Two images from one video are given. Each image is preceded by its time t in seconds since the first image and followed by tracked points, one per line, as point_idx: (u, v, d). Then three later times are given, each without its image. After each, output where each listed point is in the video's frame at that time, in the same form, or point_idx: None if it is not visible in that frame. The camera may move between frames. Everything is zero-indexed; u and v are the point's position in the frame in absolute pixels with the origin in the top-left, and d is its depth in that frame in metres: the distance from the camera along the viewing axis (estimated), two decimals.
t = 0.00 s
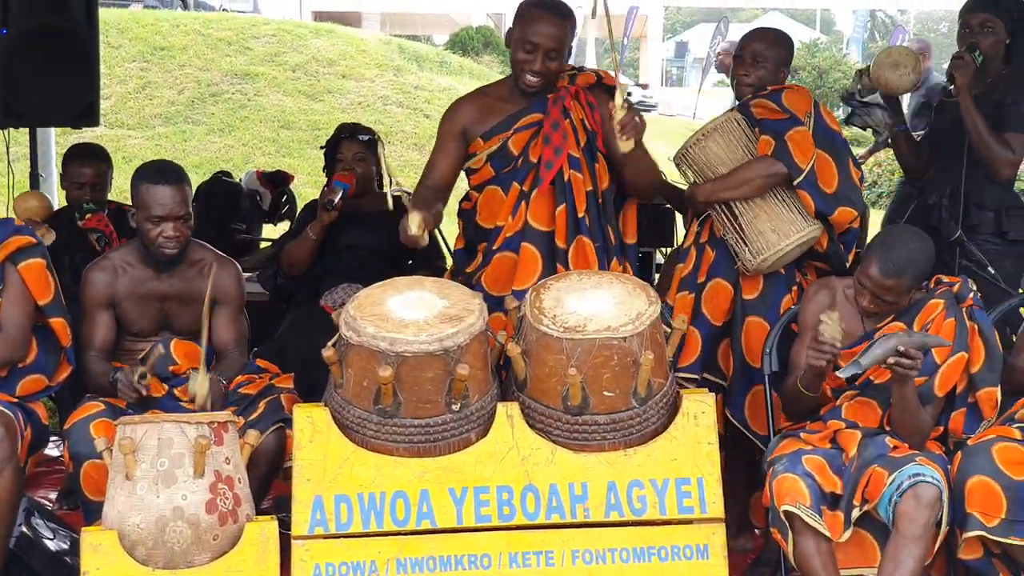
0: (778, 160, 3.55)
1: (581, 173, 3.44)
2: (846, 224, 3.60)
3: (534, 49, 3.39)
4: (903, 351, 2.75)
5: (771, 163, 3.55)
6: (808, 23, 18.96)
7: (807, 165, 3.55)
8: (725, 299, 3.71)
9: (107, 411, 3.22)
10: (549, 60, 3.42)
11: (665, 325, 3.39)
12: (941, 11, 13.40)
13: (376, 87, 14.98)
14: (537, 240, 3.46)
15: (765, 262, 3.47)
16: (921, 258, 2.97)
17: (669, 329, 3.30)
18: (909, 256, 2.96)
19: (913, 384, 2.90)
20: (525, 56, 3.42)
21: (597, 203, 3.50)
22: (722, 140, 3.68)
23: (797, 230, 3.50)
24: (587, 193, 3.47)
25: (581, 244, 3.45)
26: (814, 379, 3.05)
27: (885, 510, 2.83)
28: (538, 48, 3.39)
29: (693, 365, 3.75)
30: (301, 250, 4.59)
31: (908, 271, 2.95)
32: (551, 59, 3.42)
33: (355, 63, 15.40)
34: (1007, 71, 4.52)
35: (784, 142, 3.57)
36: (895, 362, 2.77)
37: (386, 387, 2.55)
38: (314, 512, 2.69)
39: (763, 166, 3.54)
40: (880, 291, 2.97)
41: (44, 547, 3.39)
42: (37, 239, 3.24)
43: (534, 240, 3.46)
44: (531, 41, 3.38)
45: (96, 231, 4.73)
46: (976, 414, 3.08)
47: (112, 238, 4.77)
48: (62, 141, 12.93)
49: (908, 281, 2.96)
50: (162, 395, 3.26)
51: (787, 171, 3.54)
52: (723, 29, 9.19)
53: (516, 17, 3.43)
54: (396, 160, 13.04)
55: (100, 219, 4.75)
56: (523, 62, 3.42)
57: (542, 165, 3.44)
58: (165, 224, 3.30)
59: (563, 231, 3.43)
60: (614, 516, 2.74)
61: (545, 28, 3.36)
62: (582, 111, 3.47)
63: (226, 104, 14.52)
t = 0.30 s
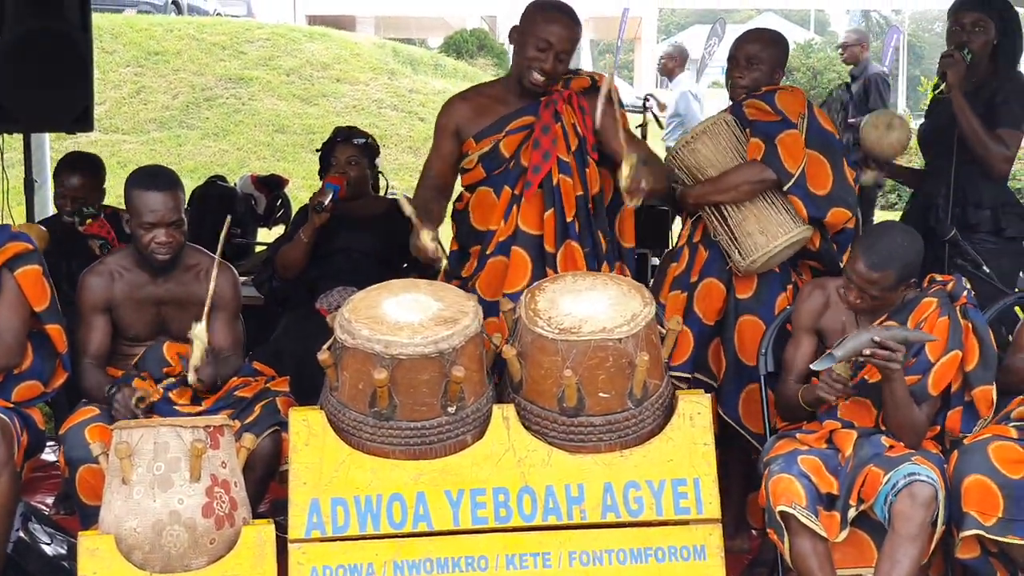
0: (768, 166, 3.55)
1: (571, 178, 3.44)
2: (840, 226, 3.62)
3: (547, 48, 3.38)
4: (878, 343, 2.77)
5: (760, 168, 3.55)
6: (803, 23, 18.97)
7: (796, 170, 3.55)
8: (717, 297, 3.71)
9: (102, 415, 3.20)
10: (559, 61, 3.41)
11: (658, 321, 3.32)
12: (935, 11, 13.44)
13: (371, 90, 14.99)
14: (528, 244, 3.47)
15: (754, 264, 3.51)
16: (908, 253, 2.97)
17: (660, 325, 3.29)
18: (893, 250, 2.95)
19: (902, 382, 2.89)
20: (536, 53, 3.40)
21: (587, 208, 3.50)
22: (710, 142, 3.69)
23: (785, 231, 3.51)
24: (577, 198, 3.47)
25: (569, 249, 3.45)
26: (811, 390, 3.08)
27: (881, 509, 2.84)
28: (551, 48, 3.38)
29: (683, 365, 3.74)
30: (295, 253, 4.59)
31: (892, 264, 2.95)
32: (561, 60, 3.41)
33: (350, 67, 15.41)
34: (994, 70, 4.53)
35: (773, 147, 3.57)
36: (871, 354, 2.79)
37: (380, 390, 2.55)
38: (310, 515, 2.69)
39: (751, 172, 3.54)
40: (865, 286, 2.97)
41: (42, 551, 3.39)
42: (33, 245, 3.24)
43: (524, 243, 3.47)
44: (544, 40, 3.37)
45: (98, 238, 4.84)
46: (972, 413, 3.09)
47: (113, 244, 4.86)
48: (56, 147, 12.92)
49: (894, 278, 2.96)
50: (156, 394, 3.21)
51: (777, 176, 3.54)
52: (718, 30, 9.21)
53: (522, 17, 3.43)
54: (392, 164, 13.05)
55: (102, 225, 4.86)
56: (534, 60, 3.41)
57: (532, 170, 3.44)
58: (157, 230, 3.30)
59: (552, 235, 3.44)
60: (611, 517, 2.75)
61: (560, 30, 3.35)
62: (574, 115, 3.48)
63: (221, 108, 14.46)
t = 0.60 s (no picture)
0: (776, 156, 3.56)
1: (585, 175, 3.44)
2: (845, 221, 3.61)
3: (560, 53, 3.35)
4: (891, 355, 2.74)
5: (768, 159, 3.56)
6: (810, 26, 18.92)
7: (805, 161, 3.56)
8: (725, 300, 3.71)
9: (108, 412, 3.22)
10: (573, 63, 3.38)
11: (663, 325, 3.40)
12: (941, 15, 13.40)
13: (376, 90, 14.99)
14: (541, 242, 3.46)
15: (764, 260, 3.48)
16: (912, 244, 2.99)
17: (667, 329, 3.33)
18: (899, 239, 2.97)
19: (910, 387, 2.88)
20: (549, 58, 3.36)
21: (601, 206, 3.50)
22: (720, 139, 3.68)
23: (795, 227, 3.50)
24: (591, 195, 3.46)
25: (585, 247, 3.45)
26: (813, 387, 3.09)
27: (885, 512, 2.84)
28: (563, 52, 3.35)
29: (695, 368, 3.72)
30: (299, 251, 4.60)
31: (897, 253, 2.96)
32: (575, 62, 3.39)
33: (356, 67, 15.43)
34: (1002, 72, 4.51)
35: (781, 140, 3.58)
36: (883, 366, 2.77)
37: (386, 389, 2.55)
38: (315, 513, 2.70)
39: (760, 162, 3.55)
40: (870, 274, 2.96)
41: (47, 548, 3.39)
42: (39, 243, 3.24)
43: (537, 240, 3.46)
44: (556, 44, 3.33)
45: (101, 241, 4.78)
46: (973, 414, 3.08)
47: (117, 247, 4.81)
48: (62, 145, 12.94)
49: (898, 268, 2.96)
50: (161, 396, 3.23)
51: (784, 165, 3.55)
52: (725, 33, 9.20)
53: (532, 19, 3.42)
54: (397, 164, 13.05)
55: (104, 228, 4.79)
56: (547, 65, 3.38)
57: (546, 167, 3.44)
58: (162, 230, 3.30)
59: (566, 233, 3.44)
60: (615, 518, 2.75)
61: (568, 31, 3.33)
62: (586, 113, 3.50)
63: (226, 108, 14.53)
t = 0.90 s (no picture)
0: (779, 165, 3.55)
1: (595, 175, 3.45)
2: (852, 226, 3.61)
3: (551, 58, 3.38)
4: (887, 342, 2.74)
5: (772, 168, 3.54)
6: (812, 26, 18.90)
7: (809, 170, 3.55)
8: (729, 298, 3.71)
9: (112, 415, 3.21)
10: (566, 66, 3.41)
11: (670, 325, 3.35)
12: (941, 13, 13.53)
13: (379, 92, 14.98)
14: (550, 241, 3.48)
15: (765, 263, 3.50)
16: (918, 245, 2.97)
17: (671, 329, 3.31)
18: (903, 241, 2.96)
19: (912, 384, 2.87)
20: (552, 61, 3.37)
21: (610, 206, 3.52)
22: (722, 143, 3.66)
23: (796, 231, 3.50)
24: (601, 196, 3.48)
25: (597, 246, 3.47)
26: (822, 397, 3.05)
27: (890, 513, 2.83)
28: (555, 57, 3.38)
29: (701, 366, 3.74)
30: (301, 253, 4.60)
31: (902, 253, 2.95)
32: (569, 64, 3.41)
33: (359, 68, 15.43)
34: (1015, 74, 4.50)
35: (785, 146, 3.57)
36: (880, 354, 2.76)
37: (390, 390, 2.54)
38: (318, 515, 2.69)
39: (764, 171, 3.54)
40: (875, 276, 2.96)
41: (50, 550, 3.39)
42: (43, 245, 3.24)
43: (546, 241, 3.48)
44: (547, 50, 3.36)
45: (104, 242, 4.78)
46: (979, 415, 3.08)
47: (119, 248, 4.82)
48: (65, 147, 12.95)
49: (903, 267, 2.96)
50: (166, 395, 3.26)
51: (789, 176, 3.54)
52: (729, 33, 9.17)
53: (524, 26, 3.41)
54: (400, 166, 13.04)
55: (107, 229, 4.79)
56: (541, 71, 3.41)
57: (557, 167, 3.45)
58: (166, 232, 3.30)
59: (578, 233, 3.45)
60: (619, 519, 2.74)
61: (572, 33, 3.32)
62: (595, 114, 3.47)
63: (229, 109, 14.49)
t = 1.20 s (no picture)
0: (778, 165, 3.56)
1: (582, 182, 3.48)
2: (846, 228, 3.62)
3: (548, 64, 3.39)
4: (875, 351, 2.74)
5: (770, 168, 3.56)
6: (802, 30, 18.97)
7: (806, 171, 3.56)
8: (726, 306, 3.72)
9: (101, 416, 3.20)
10: (562, 72, 3.42)
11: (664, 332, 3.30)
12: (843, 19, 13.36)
13: (370, 94, 14.96)
14: (537, 247, 3.48)
15: (764, 267, 3.52)
16: (909, 250, 2.98)
17: (665, 333, 3.28)
18: (894, 246, 2.97)
19: (903, 391, 2.88)
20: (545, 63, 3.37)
21: (597, 212, 3.53)
22: (720, 147, 3.68)
23: (797, 234, 3.55)
24: (587, 201, 3.50)
25: (580, 253, 3.49)
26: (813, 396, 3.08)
27: (880, 516, 2.84)
28: (551, 62, 3.39)
29: (698, 374, 3.74)
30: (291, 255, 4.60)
31: (893, 259, 2.96)
32: (564, 70, 3.42)
33: (350, 70, 15.42)
34: (1011, 80, 4.52)
35: (782, 148, 3.58)
36: (869, 362, 2.76)
37: (380, 392, 2.54)
38: (308, 517, 2.69)
39: (762, 172, 3.55)
40: (866, 281, 2.97)
41: (39, 552, 3.38)
42: (33, 246, 3.23)
43: (534, 247, 3.48)
44: (543, 55, 3.37)
45: (94, 242, 4.85)
46: (969, 418, 3.09)
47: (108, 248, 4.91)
48: (56, 148, 12.89)
49: (894, 275, 2.96)
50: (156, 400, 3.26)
51: (787, 176, 3.55)
52: (720, 37, 9.20)
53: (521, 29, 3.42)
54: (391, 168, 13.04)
55: (96, 229, 4.82)
56: (537, 76, 3.42)
57: (544, 174, 3.46)
58: (162, 231, 3.30)
59: (562, 239, 3.48)
60: (610, 521, 2.74)
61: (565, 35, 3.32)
62: (584, 119, 3.50)
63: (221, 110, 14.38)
